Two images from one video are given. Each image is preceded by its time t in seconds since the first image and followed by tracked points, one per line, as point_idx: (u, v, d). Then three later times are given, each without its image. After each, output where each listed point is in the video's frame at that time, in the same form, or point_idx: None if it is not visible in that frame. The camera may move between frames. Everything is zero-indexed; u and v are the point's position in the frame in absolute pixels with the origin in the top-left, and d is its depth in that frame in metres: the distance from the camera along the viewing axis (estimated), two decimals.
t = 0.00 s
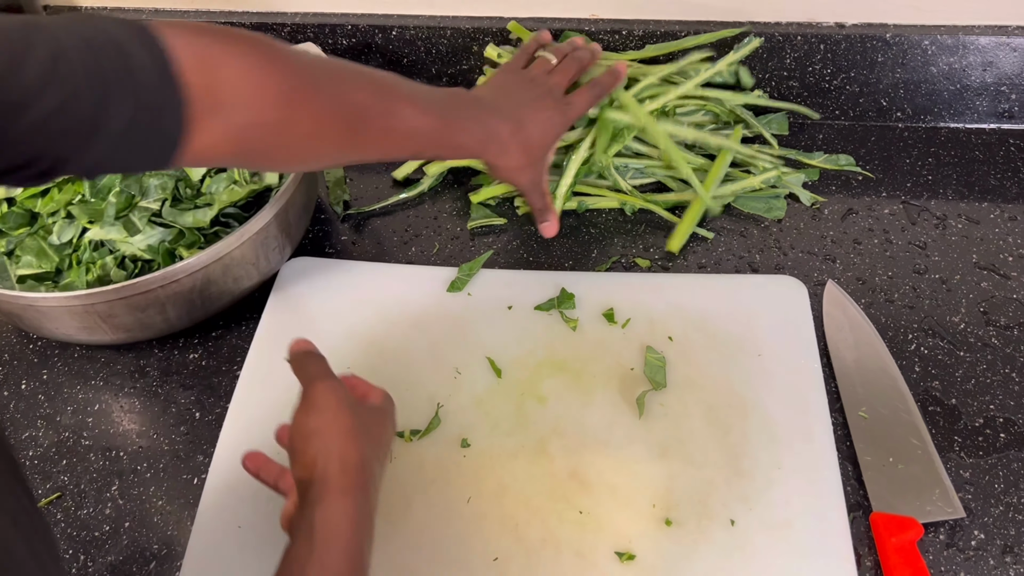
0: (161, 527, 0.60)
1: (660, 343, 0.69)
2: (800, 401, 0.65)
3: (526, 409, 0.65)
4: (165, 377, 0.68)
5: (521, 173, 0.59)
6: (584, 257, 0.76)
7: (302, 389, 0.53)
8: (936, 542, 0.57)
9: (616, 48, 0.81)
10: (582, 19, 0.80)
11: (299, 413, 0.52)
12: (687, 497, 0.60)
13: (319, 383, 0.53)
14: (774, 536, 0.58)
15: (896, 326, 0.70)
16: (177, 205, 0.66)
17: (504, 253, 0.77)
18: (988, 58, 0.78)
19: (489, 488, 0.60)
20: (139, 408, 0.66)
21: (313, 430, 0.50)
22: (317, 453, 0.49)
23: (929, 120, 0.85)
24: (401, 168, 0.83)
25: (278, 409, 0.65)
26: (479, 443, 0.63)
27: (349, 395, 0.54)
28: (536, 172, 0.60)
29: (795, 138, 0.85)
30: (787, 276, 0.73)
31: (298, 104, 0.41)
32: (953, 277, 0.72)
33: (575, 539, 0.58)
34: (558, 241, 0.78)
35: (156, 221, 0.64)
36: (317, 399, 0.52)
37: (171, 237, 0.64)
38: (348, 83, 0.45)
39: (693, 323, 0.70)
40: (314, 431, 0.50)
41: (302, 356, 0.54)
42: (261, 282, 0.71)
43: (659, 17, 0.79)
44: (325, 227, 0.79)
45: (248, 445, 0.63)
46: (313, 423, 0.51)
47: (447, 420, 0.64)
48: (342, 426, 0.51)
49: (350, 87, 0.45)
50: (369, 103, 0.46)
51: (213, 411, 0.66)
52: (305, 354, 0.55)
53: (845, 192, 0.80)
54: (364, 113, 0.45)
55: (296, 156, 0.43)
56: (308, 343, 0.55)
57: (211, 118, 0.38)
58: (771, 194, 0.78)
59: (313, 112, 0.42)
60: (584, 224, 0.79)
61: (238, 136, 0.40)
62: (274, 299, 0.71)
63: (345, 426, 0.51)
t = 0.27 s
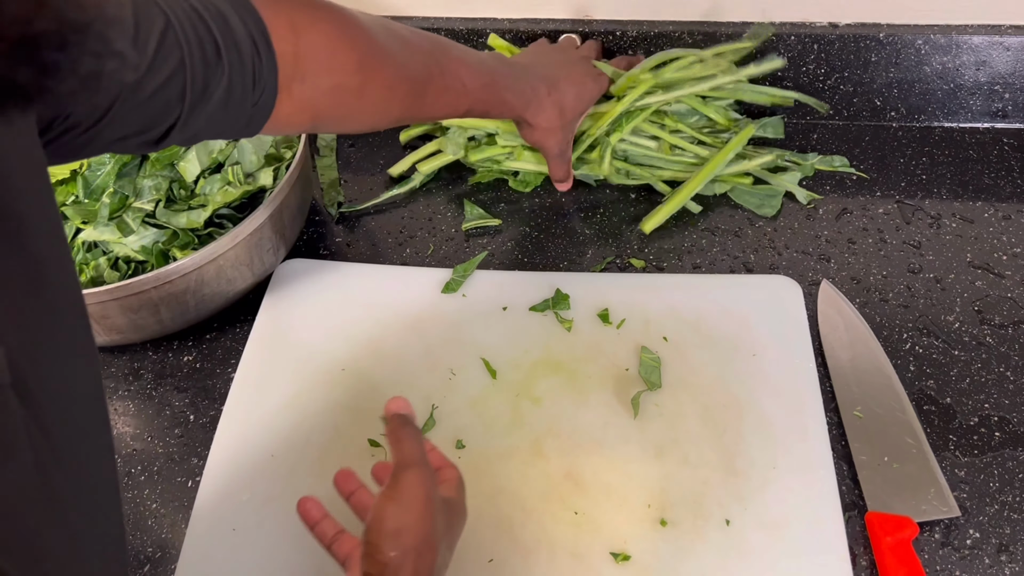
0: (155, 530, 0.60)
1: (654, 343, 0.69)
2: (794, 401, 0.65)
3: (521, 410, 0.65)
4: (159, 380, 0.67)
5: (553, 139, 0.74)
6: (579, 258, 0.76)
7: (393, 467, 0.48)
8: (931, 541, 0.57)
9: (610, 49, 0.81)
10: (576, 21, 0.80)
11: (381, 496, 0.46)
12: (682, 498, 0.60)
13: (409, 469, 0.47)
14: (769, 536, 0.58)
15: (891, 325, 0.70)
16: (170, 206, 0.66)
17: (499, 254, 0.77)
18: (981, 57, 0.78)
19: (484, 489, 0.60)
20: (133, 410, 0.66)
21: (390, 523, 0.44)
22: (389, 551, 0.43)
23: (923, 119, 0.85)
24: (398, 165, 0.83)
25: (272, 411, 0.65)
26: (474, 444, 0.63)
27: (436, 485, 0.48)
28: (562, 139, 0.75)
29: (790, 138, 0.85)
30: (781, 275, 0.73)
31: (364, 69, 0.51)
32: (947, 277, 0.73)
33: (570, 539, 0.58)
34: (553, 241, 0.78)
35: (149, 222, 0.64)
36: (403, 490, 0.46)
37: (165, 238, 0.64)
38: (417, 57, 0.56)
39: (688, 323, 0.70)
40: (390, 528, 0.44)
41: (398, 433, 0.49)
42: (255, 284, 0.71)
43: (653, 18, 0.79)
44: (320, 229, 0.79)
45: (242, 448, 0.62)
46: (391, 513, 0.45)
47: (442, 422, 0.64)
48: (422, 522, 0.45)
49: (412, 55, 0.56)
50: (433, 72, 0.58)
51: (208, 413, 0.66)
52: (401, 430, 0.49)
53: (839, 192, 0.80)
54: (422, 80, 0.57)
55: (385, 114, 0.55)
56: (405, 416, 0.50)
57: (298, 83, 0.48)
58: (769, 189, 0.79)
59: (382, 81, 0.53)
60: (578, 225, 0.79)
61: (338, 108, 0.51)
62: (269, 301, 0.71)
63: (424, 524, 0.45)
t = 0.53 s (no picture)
0: (151, 534, 0.59)
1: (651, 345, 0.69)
2: (791, 402, 0.65)
3: (518, 412, 0.64)
4: (155, 384, 0.67)
5: (558, 78, 0.69)
6: (576, 260, 0.76)
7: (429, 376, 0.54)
8: (930, 543, 0.57)
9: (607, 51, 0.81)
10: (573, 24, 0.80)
11: (420, 401, 0.53)
12: (680, 500, 0.60)
13: (443, 377, 0.53)
14: (767, 537, 0.58)
15: (888, 327, 0.70)
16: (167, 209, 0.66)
17: (496, 256, 0.77)
18: (977, 58, 0.78)
19: (481, 492, 0.60)
20: (129, 414, 0.65)
21: (427, 429, 0.50)
22: (427, 454, 0.49)
23: (919, 120, 0.85)
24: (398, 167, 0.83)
25: (269, 414, 0.64)
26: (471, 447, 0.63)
27: (468, 391, 0.54)
28: (567, 74, 0.70)
29: (787, 140, 0.85)
30: (778, 277, 0.73)
31: (339, 12, 0.54)
32: (945, 278, 0.73)
33: (568, 541, 0.58)
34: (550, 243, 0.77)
35: (146, 225, 0.64)
36: (437, 395, 0.52)
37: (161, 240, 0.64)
38: None
39: (685, 324, 0.70)
40: (427, 432, 0.50)
41: (432, 346, 0.54)
42: (251, 287, 0.71)
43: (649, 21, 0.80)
44: (316, 231, 0.79)
45: (237, 451, 0.62)
46: (428, 419, 0.51)
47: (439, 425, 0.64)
48: (457, 426, 0.51)
49: None
50: (415, 14, 0.59)
51: (203, 417, 0.65)
52: (434, 343, 0.55)
53: (836, 193, 0.80)
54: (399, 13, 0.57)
55: (368, 64, 0.57)
56: (437, 330, 0.55)
57: (273, 35, 0.50)
58: (763, 188, 0.79)
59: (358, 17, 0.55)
60: (575, 226, 0.79)
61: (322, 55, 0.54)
62: (265, 304, 0.71)
63: (458, 429, 0.51)
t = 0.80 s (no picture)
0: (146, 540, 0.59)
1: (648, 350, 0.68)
2: (789, 406, 0.64)
3: (514, 416, 0.64)
4: (150, 389, 0.67)
5: (540, 17, 0.69)
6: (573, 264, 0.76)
7: (419, 404, 0.54)
8: (927, 547, 0.57)
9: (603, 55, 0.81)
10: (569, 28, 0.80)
11: (411, 428, 0.53)
12: (677, 504, 0.59)
13: (434, 405, 0.53)
14: (765, 542, 0.58)
15: (885, 330, 0.70)
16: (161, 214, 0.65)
17: (492, 260, 0.76)
18: (973, 61, 0.78)
19: (478, 497, 0.60)
20: (124, 420, 0.65)
21: (420, 456, 0.50)
22: (420, 482, 0.49)
23: (915, 124, 0.85)
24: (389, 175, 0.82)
25: (264, 419, 0.64)
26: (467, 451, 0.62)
27: (459, 418, 0.54)
28: (551, 19, 0.70)
29: (783, 144, 0.85)
30: (775, 280, 0.73)
31: None
32: (941, 281, 0.73)
33: (564, 547, 0.58)
34: (547, 247, 0.77)
35: (141, 230, 0.64)
36: (429, 423, 0.52)
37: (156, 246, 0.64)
38: None
39: (682, 329, 0.70)
40: (419, 460, 0.50)
41: (420, 374, 0.54)
42: (246, 292, 0.71)
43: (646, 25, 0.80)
44: (312, 236, 0.79)
45: (234, 457, 0.62)
46: (421, 446, 0.51)
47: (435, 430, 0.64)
48: (449, 454, 0.51)
49: None
50: None
51: (199, 422, 0.65)
52: (421, 371, 0.55)
53: (832, 197, 0.80)
54: None
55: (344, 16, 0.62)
56: (424, 359, 0.55)
57: None
58: (759, 193, 0.78)
59: None
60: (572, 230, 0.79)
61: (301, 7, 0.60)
62: (261, 309, 0.71)
63: (449, 458, 0.51)
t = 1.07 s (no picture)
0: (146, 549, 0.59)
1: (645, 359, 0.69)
2: (784, 415, 0.65)
3: (512, 426, 0.65)
4: (150, 399, 0.67)
5: None
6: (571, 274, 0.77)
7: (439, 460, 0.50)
8: (921, 555, 0.58)
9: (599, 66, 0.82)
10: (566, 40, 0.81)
11: (428, 487, 0.49)
12: (673, 513, 0.60)
13: (456, 464, 0.49)
14: (760, 551, 0.58)
15: (880, 339, 0.70)
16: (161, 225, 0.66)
17: (490, 270, 0.77)
18: (966, 72, 0.79)
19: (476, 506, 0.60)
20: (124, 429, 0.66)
21: (435, 521, 0.46)
22: (432, 544, 0.45)
23: (909, 134, 0.86)
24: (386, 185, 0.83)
25: (263, 429, 0.65)
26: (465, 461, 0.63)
27: (479, 480, 0.50)
28: None
29: (778, 154, 0.86)
30: (770, 290, 0.73)
31: None
32: (935, 290, 0.73)
33: (562, 556, 0.58)
34: (544, 257, 0.78)
35: (141, 241, 0.65)
36: (448, 485, 0.48)
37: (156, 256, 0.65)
38: None
39: (679, 339, 0.70)
40: (435, 522, 0.46)
41: (442, 429, 0.51)
42: (246, 302, 0.71)
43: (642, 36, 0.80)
44: (311, 246, 0.79)
45: (234, 466, 0.62)
46: (438, 507, 0.47)
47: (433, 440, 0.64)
48: (466, 519, 0.47)
49: None
50: None
51: (199, 432, 0.66)
52: (444, 426, 0.51)
53: (827, 207, 0.81)
54: None
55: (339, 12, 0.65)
56: (448, 413, 0.52)
57: None
58: (755, 203, 0.79)
59: None
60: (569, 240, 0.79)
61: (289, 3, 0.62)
62: (260, 319, 0.71)
63: (467, 522, 0.47)
